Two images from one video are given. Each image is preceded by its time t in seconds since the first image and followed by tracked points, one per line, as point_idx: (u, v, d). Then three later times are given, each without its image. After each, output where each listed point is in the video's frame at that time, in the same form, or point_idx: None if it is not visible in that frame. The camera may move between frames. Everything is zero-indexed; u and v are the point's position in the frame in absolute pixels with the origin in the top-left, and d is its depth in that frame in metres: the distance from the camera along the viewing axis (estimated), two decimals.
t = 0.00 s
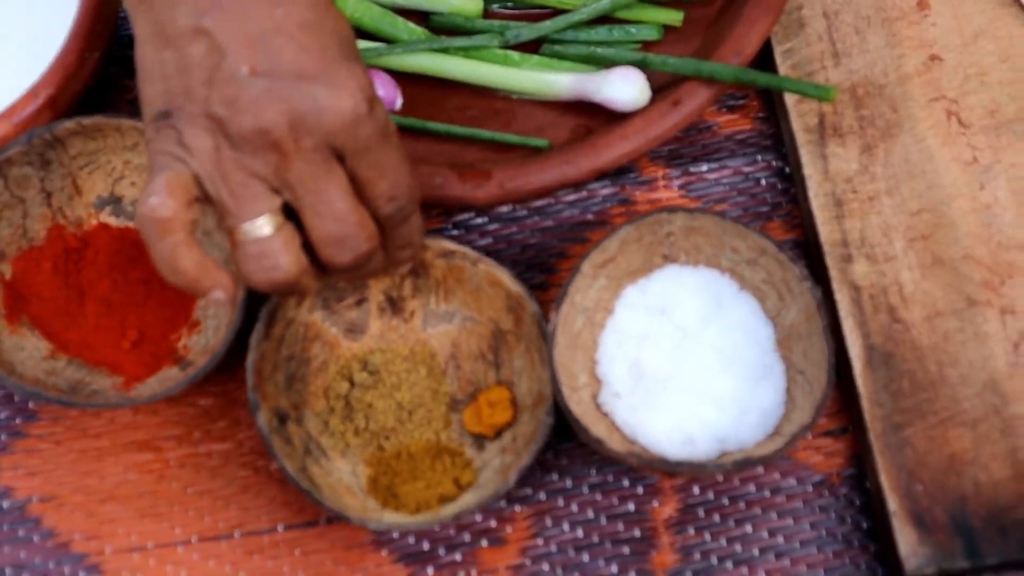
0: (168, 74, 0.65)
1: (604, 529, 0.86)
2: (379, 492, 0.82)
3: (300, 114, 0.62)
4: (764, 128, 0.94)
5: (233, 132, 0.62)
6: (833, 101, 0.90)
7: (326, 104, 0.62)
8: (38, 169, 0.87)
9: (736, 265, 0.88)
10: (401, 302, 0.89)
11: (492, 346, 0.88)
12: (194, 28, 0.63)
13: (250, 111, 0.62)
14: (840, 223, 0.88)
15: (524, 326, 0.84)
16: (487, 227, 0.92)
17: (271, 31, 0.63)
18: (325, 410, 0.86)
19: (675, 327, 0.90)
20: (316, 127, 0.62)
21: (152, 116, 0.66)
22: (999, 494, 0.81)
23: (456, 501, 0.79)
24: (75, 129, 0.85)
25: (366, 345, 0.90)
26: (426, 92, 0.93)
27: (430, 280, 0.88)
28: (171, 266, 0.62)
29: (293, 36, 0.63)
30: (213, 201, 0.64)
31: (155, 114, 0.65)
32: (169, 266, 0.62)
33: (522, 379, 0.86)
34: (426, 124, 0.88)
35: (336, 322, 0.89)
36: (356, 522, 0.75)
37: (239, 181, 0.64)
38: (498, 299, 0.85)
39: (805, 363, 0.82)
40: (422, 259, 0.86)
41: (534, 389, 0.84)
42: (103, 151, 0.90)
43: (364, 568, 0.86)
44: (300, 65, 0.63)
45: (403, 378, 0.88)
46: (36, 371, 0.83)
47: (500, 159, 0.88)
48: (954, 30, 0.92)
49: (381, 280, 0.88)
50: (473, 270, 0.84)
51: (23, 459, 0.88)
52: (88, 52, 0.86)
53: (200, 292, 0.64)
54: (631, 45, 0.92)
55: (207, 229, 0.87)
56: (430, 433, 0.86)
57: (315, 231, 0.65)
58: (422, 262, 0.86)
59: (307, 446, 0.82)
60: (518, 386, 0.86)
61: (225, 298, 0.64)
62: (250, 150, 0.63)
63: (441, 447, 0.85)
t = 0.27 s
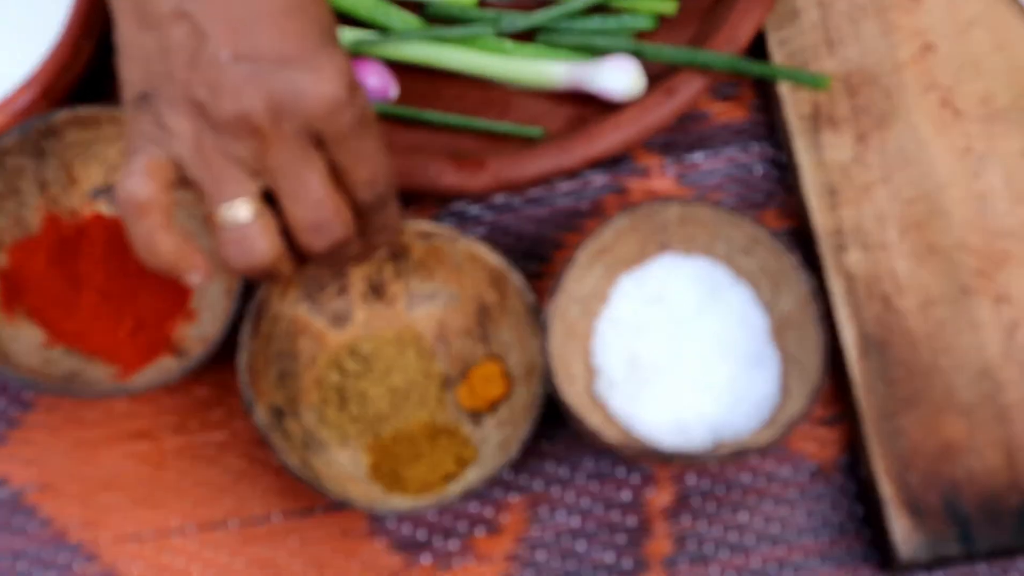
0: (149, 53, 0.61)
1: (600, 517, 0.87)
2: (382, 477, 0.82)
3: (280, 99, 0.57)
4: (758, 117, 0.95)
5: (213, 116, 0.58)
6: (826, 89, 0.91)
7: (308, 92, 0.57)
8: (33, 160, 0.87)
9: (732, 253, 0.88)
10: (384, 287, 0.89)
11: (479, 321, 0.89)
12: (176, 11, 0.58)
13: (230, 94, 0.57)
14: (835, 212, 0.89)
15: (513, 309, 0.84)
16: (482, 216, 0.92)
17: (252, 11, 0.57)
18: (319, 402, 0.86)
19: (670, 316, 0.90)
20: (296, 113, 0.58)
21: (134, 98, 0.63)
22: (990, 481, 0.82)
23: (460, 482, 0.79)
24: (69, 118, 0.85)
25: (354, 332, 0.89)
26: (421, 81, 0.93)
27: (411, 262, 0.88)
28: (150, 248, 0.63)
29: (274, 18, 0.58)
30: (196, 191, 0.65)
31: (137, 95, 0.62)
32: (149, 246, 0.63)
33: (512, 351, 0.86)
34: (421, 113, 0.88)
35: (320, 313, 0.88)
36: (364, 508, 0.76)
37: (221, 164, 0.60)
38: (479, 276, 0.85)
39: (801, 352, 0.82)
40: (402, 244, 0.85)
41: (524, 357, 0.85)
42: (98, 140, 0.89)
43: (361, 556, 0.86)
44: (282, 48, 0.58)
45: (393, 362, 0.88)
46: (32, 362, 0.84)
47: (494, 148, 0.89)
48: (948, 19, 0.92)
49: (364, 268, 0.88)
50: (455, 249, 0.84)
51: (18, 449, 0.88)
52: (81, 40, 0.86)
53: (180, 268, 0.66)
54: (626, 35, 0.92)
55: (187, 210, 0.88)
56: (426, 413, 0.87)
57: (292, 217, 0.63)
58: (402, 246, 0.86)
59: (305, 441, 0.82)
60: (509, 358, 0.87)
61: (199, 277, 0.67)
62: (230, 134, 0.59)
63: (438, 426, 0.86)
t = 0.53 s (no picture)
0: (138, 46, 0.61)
1: (598, 512, 0.87)
2: (385, 473, 0.82)
3: (269, 90, 0.58)
4: (754, 112, 0.95)
5: (202, 107, 0.58)
6: (823, 84, 0.91)
7: (295, 86, 0.58)
8: (29, 155, 0.87)
9: (728, 248, 0.88)
10: (365, 283, 0.89)
11: (464, 308, 0.89)
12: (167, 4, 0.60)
13: (220, 87, 0.57)
14: (831, 206, 0.89)
15: (513, 311, 0.85)
16: (479, 211, 0.92)
17: (242, 7, 0.58)
18: (313, 407, 0.86)
19: (667, 311, 0.90)
20: (287, 109, 0.58)
21: (120, 90, 0.62)
22: (987, 475, 0.83)
23: (466, 469, 0.80)
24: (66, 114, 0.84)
25: (341, 333, 0.89)
26: (417, 75, 0.93)
27: (390, 256, 0.87)
28: (133, 236, 0.61)
29: (262, 13, 0.59)
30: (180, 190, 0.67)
31: (123, 87, 0.62)
32: (132, 236, 0.61)
33: (502, 334, 0.87)
34: (418, 109, 0.88)
35: (305, 317, 0.88)
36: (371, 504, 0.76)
37: (209, 157, 0.59)
38: (461, 265, 0.86)
39: (798, 346, 0.82)
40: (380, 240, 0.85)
41: (516, 339, 0.86)
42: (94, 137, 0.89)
43: (359, 551, 0.86)
44: (271, 41, 0.58)
45: (382, 360, 0.88)
46: (30, 357, 0.84)
47: (490, 143, 0.89)
48: (945, 13, 0.92)
49: (344, 267, 0.88)
50: (434, 242, 0.84)
51: (14, 445, 0.88)
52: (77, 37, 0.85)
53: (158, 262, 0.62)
54: (622, 29, 0.92)
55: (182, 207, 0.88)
56: (422, 407, 0.87)
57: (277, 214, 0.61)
58: (380, 242, 0.86)
59: (305, 447, 0.83)
60: (500, 341, 0.88)
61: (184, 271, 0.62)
62: (217, 125, 0.59)
63: (434, 419, 0.86)
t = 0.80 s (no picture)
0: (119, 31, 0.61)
1: (595, 509, 0.87)
2: (391, 467, 0.82)
3: (252, 80, 0.59)
4: (751, 108, 0.94)
5: (186, 95, 0.59)
6: (819, 80, 0.91)
7: (282, 76, 0.60)
8: (24, 153, 0.87)
9: (725, 245, 0.88)
10: (345, 285, 0.89)
11: (448, 297, 0.90)
12: None
13: (203, 73, 0.59)
14: (827, 202, 0.89)
15: (505, 301, 0.85)
16: (476, 208, 0.92)
17: None
18: (309, 414, 0.86)
19: (663, 308, 0.90)
20: (269, 97, 0.59)
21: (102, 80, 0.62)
22: (984, 471, 0.83)
23: (474, 455, 0.81)
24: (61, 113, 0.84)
25: (325, 337, 0.89)
26: (412, 73, 0.93)
27: (365, 255, 0.88)
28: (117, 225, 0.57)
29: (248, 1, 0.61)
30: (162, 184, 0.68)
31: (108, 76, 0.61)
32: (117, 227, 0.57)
33: (488, 317, 0.88)
34: (413, 107, 0.88)
35: (289, 324, 0.88)
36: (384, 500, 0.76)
37: (189, 143, 0.59)
38: (439, 252, 0.87)
39: (793, 342, 0.82)
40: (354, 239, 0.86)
41: (504, 323, 0.87)
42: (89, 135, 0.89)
43: (356, 549, 0.86)
44: (254, 31, 0.60)
45: (372, 356, 0.88)
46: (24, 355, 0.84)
47: (486, 140, 0.89)
48: (940, 8, 0.92)
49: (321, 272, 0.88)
50: (407, 232, 0.86)
51: (10, 444, 0.88)
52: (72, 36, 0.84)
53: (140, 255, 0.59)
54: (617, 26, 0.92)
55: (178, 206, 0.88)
56: (417, 398, 0.87)
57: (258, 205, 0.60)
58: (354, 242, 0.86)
59: (312, 452, 0.82)
60: (486, 325, 0.88)
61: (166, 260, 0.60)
62: (200, 113, 0.59)
63: (431, 408, 0.86)
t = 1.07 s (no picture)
0: (116, 28, 0.65)
1: (593, 509, 0.86)
2: (388, 463, 0.82)
3: (249, 68, 0.63)
4: (749, 107, 0.94)
5: (181, 84, 0.63)
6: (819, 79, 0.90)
7: (276, 60, 0.63)
8: (21, 154, 0.86)
9: (723, 245, 0.88)
10: (344, 281, 0.90)
11: (446, 295, 0.90)
12: None
13: (200, 63, 0.62)
14: (826, 202, 0.88)
15: (503, 298, 0.83)
16: (473, 209, 0.92)
17: None
18: (308, 406, 0.86)
19: (661, 308, 0.90)
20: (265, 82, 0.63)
21: (99, 72, 0.65)
22: (984, 471, 0.82)
23: (470, 447, 0.80)
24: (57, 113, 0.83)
25: (323, 333, 0.90)
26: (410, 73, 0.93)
27: (366, 252, 0.88)
28: (120, 220, 0.60)
29: None
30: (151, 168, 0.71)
31: (103, 69, 0.65)
32: (118, 219, 0.60)
33: (486, 317, 0.88)
34: (410, 106, 0.88)
35: (288, 319, 0.88)
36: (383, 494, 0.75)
37: (189, 132, 0.63)
38: (438, 248, 0.86)
39: (792, 342, 0.82)
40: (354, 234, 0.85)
41: (499, 321, 0.86)
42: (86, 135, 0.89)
43: (353, 550, 0.86)
44: (250, 20, 0.64)
45: (371, 352, 0.88)
46: (20, 356, 0.83)
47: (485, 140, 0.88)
48: (938, 7, 0.92)
49: (321, 268, 0.88)
50: (408, 228, 0.84)
51: (8, 446, 0.87)
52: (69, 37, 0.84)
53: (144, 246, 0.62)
54: (614, 26, 0.92)
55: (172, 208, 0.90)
56: (415, 394, 0.87)
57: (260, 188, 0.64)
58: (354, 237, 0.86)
59: (307, 444, 0.81)
60: (484, 324, 0.88)
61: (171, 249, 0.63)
62: (200, 102, 0.63)
63: (428, 404, 0.87)
